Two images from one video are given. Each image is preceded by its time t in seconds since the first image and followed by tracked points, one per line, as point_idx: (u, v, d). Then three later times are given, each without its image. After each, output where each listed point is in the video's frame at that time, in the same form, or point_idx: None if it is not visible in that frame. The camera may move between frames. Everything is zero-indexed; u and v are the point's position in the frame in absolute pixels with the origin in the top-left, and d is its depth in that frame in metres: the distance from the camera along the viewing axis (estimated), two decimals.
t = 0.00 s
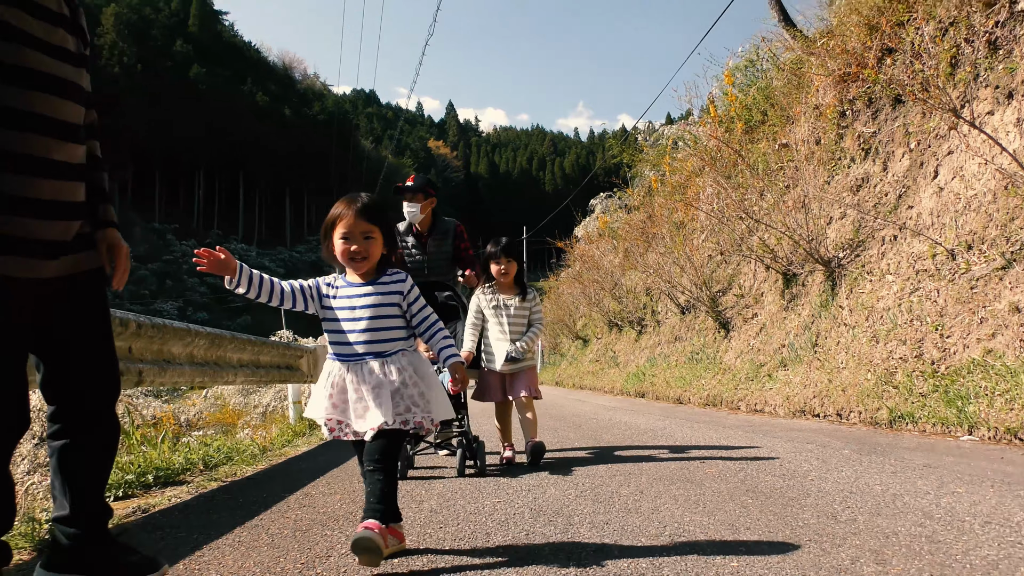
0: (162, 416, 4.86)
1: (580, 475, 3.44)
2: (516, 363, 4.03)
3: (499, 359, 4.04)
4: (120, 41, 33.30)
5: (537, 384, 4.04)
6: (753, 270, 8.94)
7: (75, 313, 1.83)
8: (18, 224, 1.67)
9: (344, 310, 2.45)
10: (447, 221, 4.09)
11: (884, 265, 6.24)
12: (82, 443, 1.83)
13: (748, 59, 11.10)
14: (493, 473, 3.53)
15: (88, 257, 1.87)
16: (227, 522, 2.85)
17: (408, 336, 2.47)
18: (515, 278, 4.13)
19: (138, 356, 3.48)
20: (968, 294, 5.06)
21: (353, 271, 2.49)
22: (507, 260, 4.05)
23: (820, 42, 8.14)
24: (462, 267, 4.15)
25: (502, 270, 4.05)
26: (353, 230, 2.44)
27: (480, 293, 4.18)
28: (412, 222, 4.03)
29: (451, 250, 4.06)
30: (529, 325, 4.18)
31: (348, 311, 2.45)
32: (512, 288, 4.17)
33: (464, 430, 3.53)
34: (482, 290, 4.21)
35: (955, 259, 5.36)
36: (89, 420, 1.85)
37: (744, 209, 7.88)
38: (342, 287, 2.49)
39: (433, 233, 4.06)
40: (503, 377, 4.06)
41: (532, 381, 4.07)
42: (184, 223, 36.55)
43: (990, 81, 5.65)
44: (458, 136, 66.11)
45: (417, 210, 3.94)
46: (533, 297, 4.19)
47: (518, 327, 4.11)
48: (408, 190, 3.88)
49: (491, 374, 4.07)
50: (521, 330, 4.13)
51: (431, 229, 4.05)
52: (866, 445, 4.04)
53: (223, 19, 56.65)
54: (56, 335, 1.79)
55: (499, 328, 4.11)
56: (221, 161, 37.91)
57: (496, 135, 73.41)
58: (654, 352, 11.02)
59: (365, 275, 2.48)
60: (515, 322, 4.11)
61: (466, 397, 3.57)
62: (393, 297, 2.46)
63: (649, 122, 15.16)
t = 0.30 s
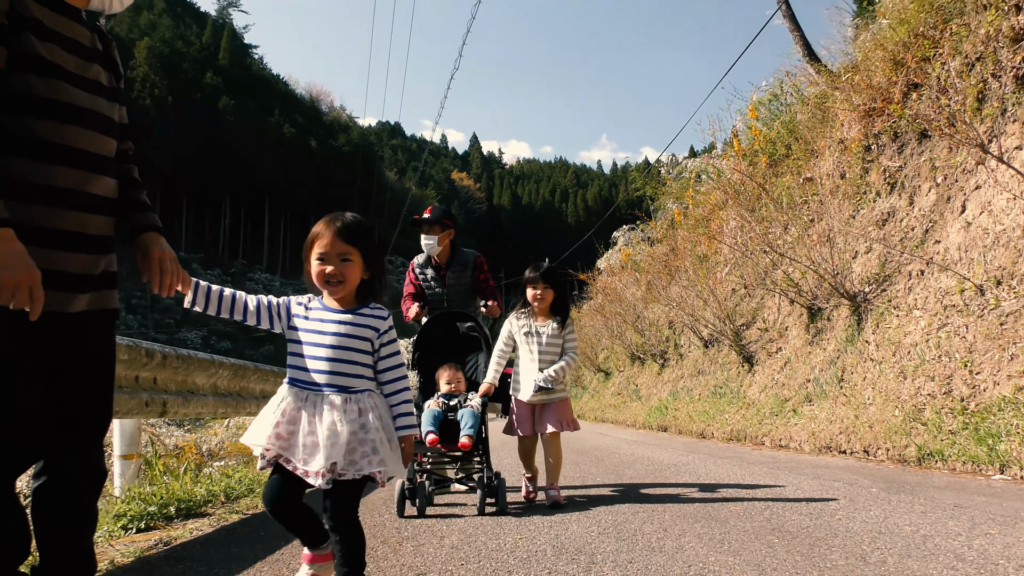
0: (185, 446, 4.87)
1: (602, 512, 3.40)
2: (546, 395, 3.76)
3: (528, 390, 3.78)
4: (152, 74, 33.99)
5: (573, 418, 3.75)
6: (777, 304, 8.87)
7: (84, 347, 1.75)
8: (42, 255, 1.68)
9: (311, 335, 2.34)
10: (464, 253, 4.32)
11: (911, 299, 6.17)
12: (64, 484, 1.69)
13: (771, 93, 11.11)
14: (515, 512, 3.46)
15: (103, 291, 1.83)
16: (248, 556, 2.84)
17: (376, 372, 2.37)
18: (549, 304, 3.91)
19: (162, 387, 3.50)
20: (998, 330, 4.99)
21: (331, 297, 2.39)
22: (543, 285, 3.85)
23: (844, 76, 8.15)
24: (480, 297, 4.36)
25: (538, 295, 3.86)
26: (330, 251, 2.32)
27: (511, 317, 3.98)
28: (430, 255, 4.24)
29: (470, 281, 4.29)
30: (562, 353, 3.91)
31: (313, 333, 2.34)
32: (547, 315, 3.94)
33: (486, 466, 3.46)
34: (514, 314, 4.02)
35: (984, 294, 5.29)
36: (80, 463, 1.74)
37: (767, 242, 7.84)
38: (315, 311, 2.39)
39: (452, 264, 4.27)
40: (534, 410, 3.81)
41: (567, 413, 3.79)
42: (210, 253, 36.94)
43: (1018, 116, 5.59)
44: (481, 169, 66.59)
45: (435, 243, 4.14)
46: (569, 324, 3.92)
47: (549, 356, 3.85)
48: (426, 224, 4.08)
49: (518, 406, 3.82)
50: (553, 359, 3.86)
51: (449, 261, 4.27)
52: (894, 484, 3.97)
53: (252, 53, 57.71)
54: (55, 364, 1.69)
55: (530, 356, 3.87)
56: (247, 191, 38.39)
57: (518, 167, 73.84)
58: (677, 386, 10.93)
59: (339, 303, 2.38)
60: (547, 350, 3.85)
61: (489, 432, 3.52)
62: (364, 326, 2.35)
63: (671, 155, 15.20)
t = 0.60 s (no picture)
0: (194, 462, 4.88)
1: (610, 531, 3.38)
2: (565, 414, 3.67)
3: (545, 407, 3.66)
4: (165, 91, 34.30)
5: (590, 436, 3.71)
6: (787, 323, 8.84)
7: (92, 359, 1.72)
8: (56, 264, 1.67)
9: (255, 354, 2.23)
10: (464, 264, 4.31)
11: (921, 319, 6.14)
12: (74, 503, 1.69)
13: (781, 112, 11.11)
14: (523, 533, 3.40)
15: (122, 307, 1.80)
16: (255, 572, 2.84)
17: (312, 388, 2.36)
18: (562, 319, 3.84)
19: (171, 402, 3.51)
20: (1010, 351, 4.95)
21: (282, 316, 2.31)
22: (553, 300, 3.78)
23: (854, 97, 8.16)
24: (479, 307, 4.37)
25: (549, 309, 3.78)
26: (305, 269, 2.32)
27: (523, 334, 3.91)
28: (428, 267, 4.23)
29: (469, 293, 4.29)
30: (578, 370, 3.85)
31: (254, 357, 2.22)
32: (560, 331, 3.87)
33: (494, 483, 3.35)
34: (525, 330, 3.96)
35: (995, 315, 5.26)
36: (89, 478, 1.72)
37: (777, 261, 7.83)
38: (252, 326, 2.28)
39: (451, 276, 4.27)
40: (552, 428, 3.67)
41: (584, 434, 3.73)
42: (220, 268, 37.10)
43: None
44: (490, 186, 66.79)
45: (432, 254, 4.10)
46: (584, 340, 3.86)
47: (566, 372, 3.77)
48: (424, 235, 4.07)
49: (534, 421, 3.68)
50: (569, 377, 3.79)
51: (448, 273, 4.26)
52: (905, 506, 3.93)
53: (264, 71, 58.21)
54: (62, 382, 1.66)
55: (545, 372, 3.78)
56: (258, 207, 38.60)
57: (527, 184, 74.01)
58: (686, 404, 10.89)
59: (291, 323, 2.32)
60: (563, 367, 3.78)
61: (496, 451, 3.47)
62: (304, 345, 2.32)
63: (681, 173, 15.22)
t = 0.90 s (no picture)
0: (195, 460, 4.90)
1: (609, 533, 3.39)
2: (564, 417, 3.62)
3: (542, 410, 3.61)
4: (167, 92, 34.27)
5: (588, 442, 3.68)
6: (787, 325, 8.84)
7: (96, 359, 1.70)
8: (48, 267, 1.63)
9: (234, 353, 2.18)
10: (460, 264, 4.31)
11: (921, 322, 6.15)
12: (77, 508, 1.68)
13: (783, 114, 11.11)
14: (522, 536, 3.37)
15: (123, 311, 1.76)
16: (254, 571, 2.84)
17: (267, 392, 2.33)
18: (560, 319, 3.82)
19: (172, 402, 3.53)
20: (1010, 354, 4.95)
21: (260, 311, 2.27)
22: (550, 298, 3.76)
23: (856, 99, 8.16)
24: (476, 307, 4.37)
25: (546, 308, 3.76)
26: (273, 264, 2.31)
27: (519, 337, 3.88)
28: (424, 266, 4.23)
29: (465, 293, 4.29)
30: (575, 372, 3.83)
31: (230, 356, 2.17)
32: (557, 331, 3.84)
33: (493, 485, 3.33)
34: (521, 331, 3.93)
35: (996, 318, 5.26)
36: (92, 483, 1.71)
37: (777, 263, 7.84)
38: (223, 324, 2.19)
39: (448, 276, 4.26)
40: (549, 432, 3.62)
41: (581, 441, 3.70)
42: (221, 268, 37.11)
43: None
44: (492, 187, 66.80)
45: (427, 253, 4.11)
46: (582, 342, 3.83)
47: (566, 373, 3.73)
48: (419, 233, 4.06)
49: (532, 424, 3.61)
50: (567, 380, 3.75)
51: (444, 273, 4.26)
52: (905, 508, 3.94)
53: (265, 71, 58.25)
54: (67, 384, 1.65)
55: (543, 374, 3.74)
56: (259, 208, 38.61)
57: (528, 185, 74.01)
58: (686, 406, 10.89)
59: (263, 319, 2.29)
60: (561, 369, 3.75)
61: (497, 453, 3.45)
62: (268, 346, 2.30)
63: (682, 175, 15.23)
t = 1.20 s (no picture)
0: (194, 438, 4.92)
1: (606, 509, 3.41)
2: (556, 386, 3.51)
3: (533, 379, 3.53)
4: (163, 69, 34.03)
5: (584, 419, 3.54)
6: (785, 303, 8.85)
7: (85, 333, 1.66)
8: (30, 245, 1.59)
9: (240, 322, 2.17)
10: (462, 239, 4.30)
11: (918, 300, 6.16)
12: (73, 486, 1.63)
13: (782, 92, 11.05)
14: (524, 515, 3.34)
15: (111, 288, 1.72)
16: (253, 547, 2.86)
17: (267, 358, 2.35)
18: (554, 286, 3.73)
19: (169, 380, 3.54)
20: (1006, 332, 4.97)
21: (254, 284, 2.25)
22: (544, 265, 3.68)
23: (855, 77, 8.13)
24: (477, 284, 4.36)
25: (541, 276, 3.70)
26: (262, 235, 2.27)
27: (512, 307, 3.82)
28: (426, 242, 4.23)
29: (466, 269, 4.28)
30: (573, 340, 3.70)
31: (237, 328, 2.16)
32: (551, 299, 3.75)
33: (491, 461, 3.33)
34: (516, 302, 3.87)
35: (992, 296, 5.27)
36: (87, 462, 1.66)
37: (775, 242, 7.85)
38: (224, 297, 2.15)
39: (450, 251, 4.26)
40: (541, 406, 3.53)
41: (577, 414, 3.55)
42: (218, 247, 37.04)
43: None
44: (489, 166, 66.57)
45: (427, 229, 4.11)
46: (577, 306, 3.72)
47: (558, 342, 3.63)
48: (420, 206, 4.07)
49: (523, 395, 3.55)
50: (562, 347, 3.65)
51: (445, 248, 4.26)
52: (900, 484, 3.96)
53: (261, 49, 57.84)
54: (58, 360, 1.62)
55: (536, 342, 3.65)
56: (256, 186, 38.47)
57: (526, 163, 73.78)
58: (683, 384, 10.94)
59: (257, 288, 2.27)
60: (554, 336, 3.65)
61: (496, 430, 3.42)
62: (267, 318, 2.27)
63: (680, 154, 15.18)
